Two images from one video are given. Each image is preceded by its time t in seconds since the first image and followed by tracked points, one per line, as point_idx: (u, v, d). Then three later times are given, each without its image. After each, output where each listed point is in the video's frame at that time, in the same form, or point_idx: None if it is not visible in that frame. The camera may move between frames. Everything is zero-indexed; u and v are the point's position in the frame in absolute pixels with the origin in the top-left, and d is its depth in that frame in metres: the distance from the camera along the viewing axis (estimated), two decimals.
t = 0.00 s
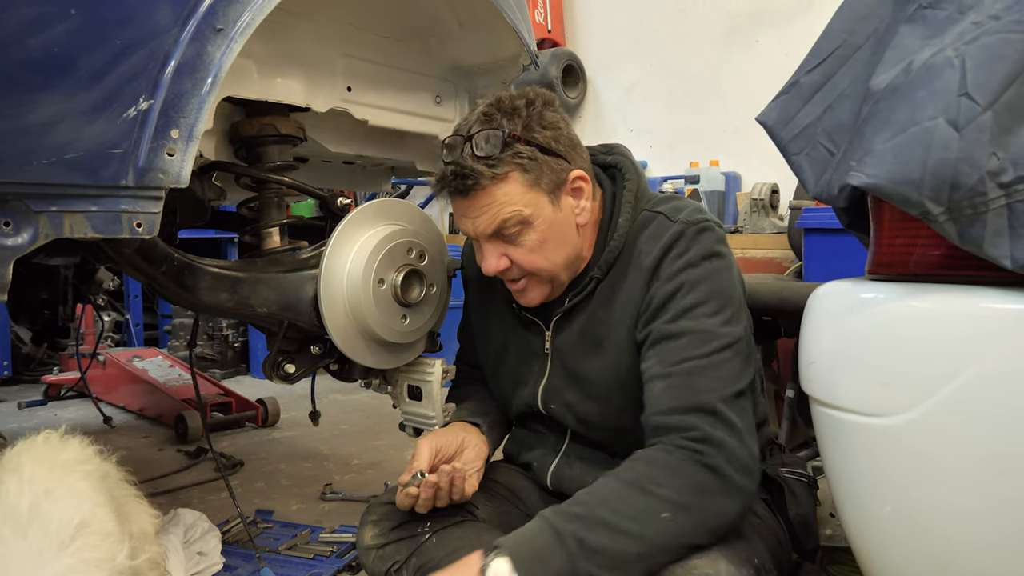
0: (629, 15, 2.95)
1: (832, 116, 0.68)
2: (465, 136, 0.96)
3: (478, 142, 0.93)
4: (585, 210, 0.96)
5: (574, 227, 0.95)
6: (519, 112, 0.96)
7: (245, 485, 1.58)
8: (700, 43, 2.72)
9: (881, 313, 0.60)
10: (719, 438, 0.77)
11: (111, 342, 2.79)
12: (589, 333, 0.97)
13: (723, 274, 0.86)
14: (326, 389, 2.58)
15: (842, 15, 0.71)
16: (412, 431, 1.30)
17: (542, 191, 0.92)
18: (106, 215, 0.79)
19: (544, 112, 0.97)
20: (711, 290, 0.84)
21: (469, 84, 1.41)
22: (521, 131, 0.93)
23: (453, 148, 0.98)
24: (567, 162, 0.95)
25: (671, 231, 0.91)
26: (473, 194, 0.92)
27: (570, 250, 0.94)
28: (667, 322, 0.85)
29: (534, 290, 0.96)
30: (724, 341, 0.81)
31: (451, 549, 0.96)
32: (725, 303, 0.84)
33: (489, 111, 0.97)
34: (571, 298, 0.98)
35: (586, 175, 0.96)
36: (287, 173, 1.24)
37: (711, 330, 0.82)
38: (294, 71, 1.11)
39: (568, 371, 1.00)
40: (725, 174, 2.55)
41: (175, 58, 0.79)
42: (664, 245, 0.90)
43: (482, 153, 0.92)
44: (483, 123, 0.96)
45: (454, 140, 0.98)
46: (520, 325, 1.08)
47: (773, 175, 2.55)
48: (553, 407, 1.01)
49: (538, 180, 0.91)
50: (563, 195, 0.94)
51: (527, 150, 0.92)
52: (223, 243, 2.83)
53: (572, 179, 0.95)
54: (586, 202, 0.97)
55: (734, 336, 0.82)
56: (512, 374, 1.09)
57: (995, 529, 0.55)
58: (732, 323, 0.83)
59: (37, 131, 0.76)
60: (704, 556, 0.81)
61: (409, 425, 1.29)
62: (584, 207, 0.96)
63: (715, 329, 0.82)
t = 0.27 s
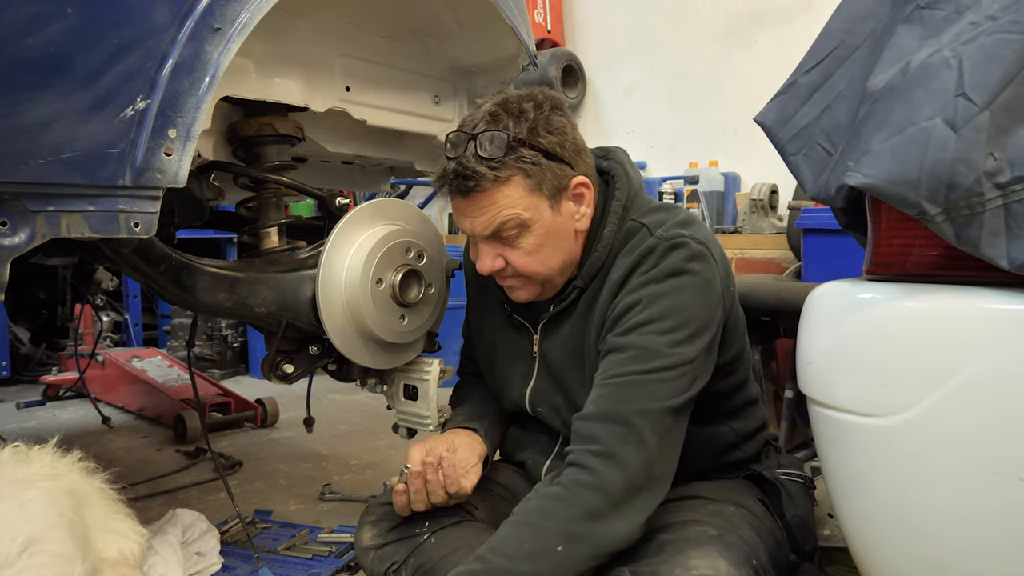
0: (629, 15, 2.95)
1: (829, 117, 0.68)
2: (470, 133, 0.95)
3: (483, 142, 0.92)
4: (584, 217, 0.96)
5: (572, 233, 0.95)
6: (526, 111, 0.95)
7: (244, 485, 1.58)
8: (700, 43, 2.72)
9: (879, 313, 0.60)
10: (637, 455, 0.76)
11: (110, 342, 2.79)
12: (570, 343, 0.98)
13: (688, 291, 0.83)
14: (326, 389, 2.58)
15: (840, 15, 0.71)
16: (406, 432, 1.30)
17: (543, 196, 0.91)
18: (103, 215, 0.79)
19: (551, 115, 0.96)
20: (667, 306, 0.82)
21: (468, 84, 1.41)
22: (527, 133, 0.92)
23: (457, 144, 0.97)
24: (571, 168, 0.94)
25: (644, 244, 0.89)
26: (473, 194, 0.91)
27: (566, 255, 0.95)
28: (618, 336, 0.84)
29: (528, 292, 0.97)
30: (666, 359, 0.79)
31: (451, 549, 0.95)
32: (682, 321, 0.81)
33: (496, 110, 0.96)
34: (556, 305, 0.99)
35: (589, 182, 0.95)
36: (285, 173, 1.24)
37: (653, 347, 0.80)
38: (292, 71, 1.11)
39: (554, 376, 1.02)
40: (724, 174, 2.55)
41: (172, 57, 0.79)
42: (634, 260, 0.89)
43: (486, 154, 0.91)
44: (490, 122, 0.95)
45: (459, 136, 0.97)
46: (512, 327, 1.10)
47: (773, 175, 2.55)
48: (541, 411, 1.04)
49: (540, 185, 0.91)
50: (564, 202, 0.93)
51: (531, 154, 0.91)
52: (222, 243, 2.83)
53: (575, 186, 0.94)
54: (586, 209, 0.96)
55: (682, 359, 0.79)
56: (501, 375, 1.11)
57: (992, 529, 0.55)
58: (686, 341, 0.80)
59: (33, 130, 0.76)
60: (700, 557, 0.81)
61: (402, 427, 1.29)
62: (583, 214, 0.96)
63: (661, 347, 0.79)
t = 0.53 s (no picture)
0: (628, 16, 2.95)
1: (827, 117, 0.68)
2: (496, 97, 0.99)
3: (510, 102, 0.96)
4: (601, 184, 1.00)
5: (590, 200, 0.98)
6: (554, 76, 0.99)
7: (242, 485, 1.58)
8: (700, 44, 2.72)
9: (874, 314, 0.60)
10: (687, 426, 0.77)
11: (109, 342, 2.79)
12: (588, 314, 0.99)
13: (715, 260, 0.87)
14: (325, 390, 2.58)
15: (837, 15, 0.71)
16: (404, 433, 1.30)
17: (565, 155, 0.95)
18: (100, 215, 0.79)
19: (574, 86, 1.01)
20: (698, 275, 0.85)
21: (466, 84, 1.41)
22: (553, 96, 0.97)
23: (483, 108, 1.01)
24: (590, 134, 0.98)
25: (668, 215, 0.93)
26: (499, 148, 0.94)
27: (583, 218, 0.97)
28: (652, 305, 0.86)
29: (541, 260, 0.99)
30: (704, 326, 0.82)
31: (450, 544, 0.95)
32: (711, 289, 0.84)
33: (524, 74, 1.00)
34: (573, 278, 1.00)
35: (606, 150, 1.00)
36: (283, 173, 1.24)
37: (691, 315, 0.82)
38: (290, 71, 1.11)
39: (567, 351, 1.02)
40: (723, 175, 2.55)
41: (169, 57, 0.79)
42: (659, 229, 0.91)
43: (513, 111, 0.95)
44: (518, 84, 0.99)
45: (485, 102, 1.02)
46: (525, 306, 1.11)
47: (772, 175, 2.55)
48: (554, 384, 1.02)
49: (565, 144, 0.94)
50: (583, 165, 0.97)
51: (558, 114, 0.95)
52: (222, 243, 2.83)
53: (593, 151, 0.98)
54: (603, 176, 1.00)
55: (720, 323, 0.83)
56: (516, 355, 1.11)
57: (987, 530, 0.55)
58: (717, 307, 0.84)
59: (29, 130, 0.76)
60: (697, 557, 0.81)
61: (400, 427, 1.28)
62: (599, 181, 1.00)
63: (696, 314, 0.82)
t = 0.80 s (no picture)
0: (628, 16, 2.95)
1: (825, 117, 0.68)
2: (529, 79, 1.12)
3: (542, 82, 1.09)
4: (626, 157, 1.14)
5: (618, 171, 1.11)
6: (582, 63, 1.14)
7: (241, 485, 1.58)
8: (700, 44, 2.72)
9: (871, 313, 0.60)
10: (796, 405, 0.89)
11: (108, 342, 2.78)
12: (629, 287, 1.07)
13: (772, 246, 1.00)
14: (325, 390, 2.58)
15: (836, 15, 0.70)
16: (402, 433, 1.29)
17: (594, 127, 1.08)
18: (98, 214, 0.79)
19: (597, 69, 1.15)
20: (766, 261, 0.98)
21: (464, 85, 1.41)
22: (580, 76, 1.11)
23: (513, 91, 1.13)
24: (614, 112, 1.13)
25: (719, 201, 1.06)
26: (536, 121, 1.07)
27: (614, 187, 1.09)
28: (731, 287, 0.97)
29: (576, 226, 1.09)
30: (787, 307, 0.95)
31: (453, 535, 0.96)
32: (777, 273, 0.97)
33: (552, 60, 1.14)
34: (610, 250, 1.09)
35: (629, 126, 1.14)
36: (282, 173, 1.24)
37: (774, 297, 0.95)
38: (290, 71, 1.11)
39: (604, 324, 1.10)
40: (723, 175, 2.56)
41: (168, 56, 0.79)
42: (713, 213, 1.04)
43: (547, 89, 1.08)
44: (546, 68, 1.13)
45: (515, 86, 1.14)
46: (555, 287, 1.20)
47: (772, 176, 2.55)
48: (586, 355, 1.09)
49: (593, 117, 1.08)
50: (611, 139, 1.11)
51: (586, 90, 1.09)
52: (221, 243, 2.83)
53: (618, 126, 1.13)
54: (627, 151, 1.14)
55: (792, 303, 0.95)
56: (543, 332, 1.19)
57: (983, 529, 0.55)
58: (786, 288, 0.97)
59: (27, 130, 0.76)
60: (695, 555, 0.81)
61: (400, 426, 1.28)
62: (625, 155, 1.14)
63: (776, 296, 0.95)
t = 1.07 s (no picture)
0: (628, 16, 2.95)
1: (826, 117, 0.68)
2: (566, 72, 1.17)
3: (578, 75, 1.15)
4: (658, 150, 1.18)
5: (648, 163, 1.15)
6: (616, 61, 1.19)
7: (241, 485, 1.58)
8: (699, 45, 2.72)
9: (871, 313, 0.60)
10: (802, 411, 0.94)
11: (108, 342, 2.78)
12: (655, 279, 1.09)
13: (798, 256, 1.03)
14: (325, 389, 2.58)
15: (836, 15, 0.70)
16: (403, 433, 1.29)
17: (626, 119, 1.13)
18: (98, 214, 0.79)
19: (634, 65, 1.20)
20: (792, 270, 1.00)
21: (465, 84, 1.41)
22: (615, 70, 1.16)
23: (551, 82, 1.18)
24: (647, 105, 1.17)
25: (752, 208, 1.07)
26: (569, 112, 1.12)
27: (644, 177, 1.14)
28: (757, 291, 1.00)
29: (605, 214, 1.14)
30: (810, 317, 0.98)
31: (459, 524, 0.95)
32: (802, 283, 1.00)
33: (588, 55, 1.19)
34: (641, 240, 1.12)
35: (661, 120, 1.18)
36: (282, 173, 1.24)
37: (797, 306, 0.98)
38: (290, 71, 1.11)
39: (628, 311, 1.12)
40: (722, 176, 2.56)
41: (168, 56, 0.79)
42: (746, 218, 1.05)
43: (581, 82, 1.13)
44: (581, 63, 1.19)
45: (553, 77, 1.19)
46: (581, 274, 1.22)
47: (771, 176, 2.55)
48: (607, 338, 1.12)
49: (624, 109, 1.13)
50: (642, 131, 1.15)
51: (618, 84, 1.14)
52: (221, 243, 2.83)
53: (650, 120, 1.17)
54: (659, 143, 1.18)
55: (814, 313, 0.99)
56: (565, 318, 1.21)
57: (984, 529, 0.55)
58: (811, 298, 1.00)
59: (27, 130, 0.75)
60: (696, 553, 0.81)
61: (400, 426, 1.28)
62: (657, 147, 1.17)
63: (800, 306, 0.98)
